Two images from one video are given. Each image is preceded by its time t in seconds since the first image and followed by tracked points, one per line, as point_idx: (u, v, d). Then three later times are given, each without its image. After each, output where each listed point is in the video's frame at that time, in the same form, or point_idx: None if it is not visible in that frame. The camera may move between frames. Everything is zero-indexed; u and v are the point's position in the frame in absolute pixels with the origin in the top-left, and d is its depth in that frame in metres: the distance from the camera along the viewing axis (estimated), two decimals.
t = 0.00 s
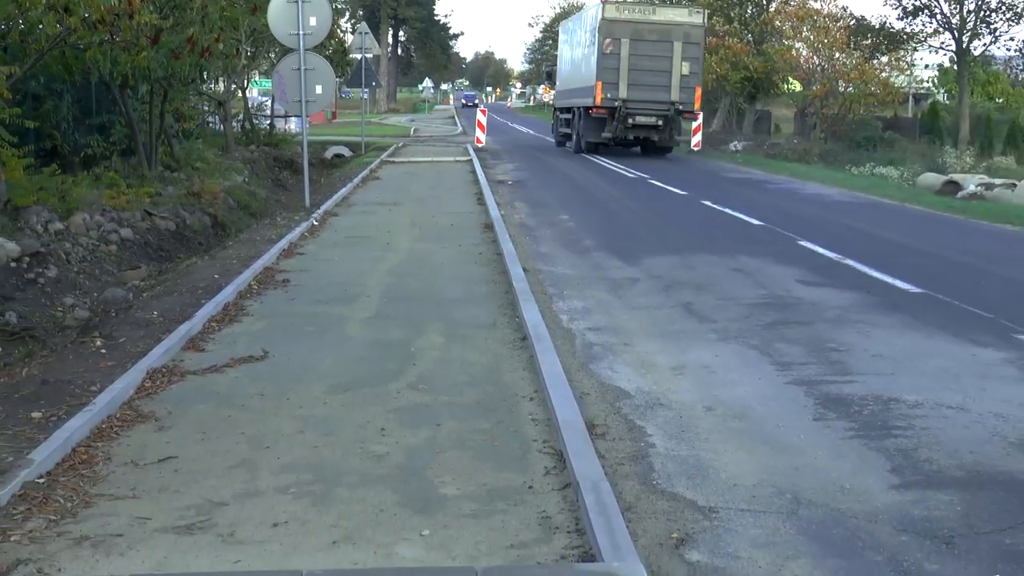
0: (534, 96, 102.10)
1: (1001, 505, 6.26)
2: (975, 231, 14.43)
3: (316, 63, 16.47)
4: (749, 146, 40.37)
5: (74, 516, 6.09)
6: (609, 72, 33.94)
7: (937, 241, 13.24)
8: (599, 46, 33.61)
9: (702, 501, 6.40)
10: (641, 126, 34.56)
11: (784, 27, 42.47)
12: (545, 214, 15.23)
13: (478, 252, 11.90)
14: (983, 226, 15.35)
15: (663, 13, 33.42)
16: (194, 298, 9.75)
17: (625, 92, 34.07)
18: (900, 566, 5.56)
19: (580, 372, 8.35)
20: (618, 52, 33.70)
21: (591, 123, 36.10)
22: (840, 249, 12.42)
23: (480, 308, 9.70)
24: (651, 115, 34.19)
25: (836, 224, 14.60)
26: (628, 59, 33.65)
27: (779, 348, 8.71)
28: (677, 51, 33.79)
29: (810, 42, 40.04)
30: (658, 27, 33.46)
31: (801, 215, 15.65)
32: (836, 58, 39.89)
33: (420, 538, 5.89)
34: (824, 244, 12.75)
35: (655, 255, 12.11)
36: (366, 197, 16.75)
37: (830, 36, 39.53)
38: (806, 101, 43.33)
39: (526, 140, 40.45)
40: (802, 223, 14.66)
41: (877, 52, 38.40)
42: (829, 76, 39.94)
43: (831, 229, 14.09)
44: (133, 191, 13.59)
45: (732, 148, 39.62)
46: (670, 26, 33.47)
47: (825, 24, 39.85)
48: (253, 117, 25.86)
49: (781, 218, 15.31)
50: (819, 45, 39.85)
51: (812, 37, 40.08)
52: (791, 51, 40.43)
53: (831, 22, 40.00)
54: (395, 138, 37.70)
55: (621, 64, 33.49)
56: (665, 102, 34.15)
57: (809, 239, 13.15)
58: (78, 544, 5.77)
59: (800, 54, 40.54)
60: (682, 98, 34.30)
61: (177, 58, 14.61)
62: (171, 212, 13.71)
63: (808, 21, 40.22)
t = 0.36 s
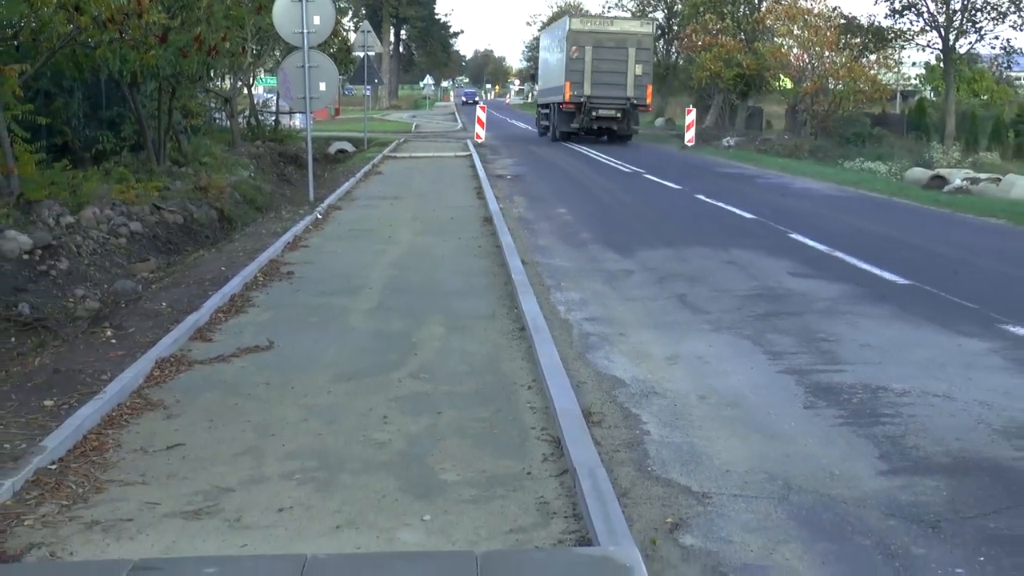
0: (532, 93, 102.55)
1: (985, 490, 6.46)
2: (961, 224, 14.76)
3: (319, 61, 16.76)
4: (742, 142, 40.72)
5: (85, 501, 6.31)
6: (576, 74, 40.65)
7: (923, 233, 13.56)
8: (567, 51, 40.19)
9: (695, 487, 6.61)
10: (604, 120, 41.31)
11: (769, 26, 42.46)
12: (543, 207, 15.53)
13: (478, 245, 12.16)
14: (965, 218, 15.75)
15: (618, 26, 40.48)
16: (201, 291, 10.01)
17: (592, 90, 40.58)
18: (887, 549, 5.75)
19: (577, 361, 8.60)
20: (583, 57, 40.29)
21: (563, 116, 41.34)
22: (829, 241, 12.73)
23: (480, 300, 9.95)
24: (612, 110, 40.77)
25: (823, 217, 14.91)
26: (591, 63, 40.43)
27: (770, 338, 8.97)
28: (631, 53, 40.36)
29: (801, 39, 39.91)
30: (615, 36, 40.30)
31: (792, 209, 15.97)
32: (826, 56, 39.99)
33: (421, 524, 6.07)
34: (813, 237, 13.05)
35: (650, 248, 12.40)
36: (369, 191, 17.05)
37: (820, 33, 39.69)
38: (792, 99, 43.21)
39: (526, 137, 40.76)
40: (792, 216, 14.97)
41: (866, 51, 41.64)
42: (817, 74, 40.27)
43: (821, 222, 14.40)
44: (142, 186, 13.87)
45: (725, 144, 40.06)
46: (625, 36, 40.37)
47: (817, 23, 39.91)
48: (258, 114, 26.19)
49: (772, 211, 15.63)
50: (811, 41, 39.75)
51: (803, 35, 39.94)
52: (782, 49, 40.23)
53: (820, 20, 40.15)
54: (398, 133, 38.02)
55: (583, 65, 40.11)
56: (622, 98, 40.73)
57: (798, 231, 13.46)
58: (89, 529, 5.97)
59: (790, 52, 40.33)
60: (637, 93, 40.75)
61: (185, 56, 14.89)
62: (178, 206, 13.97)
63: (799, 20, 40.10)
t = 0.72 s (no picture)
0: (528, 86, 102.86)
1: (967, 470, 6.66)
2: (945, 213, 15.07)
3: (321, 54, 16.97)
4: (732, 133, 41.09)
5: (94, 482, 6.52)
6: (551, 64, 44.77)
7: (907, 221, 13.87)
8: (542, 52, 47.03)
9: (687, 469, 6.83)
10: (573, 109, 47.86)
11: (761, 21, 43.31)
12: (539, 197, 15.82)
13: (476, 233, 12.43)
14: (948, 207, 16.06)
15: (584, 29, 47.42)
16: (206, 278, 10.26)
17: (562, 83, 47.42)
18: (872, 527, 5.94)
19: (573, 347, 8.85)
20: (555, 56, 47.03)
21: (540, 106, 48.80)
22: (816, 229, 13.02)
23: (478, 288, 10.19)
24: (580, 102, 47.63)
25: (810, 206, 15.18)
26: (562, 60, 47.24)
27: (760, 324, 9.24)
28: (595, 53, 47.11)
29: (790, 33, 40.52)
30: (583, 38, 47.03)
31: (781, 198, 16.26)
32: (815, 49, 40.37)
33: (420, 504, 6.27)
34: (801, 225, 13.34)
35: (642, 236, 12.68)
36: (369, 180, 17.32)
37: (808, 26, 40.31)
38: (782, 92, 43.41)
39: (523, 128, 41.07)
40: (781, 205, 15.27)
41: (853, 45, 42.14)
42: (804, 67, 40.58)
43: (808, 211, 14.69)
44: (148, 176, 14.13)
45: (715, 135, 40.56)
46: (591, 37, 47.19)
47: (805, 17, 40.45)
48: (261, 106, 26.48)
49: (761, 200, 15.93)
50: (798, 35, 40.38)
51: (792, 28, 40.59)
52: (771, 43, 40.93)
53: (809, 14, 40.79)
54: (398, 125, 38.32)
55: (555, 65, 46.92)
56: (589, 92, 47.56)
57: (786, 220, 13.75)
58: (98, 509, 6.17)
59: (779, 46, 40.97)
60: (602, 87, 47.42)
61: (190, 50, 15.12)
62: (184, 195, 14.22)
63: (788, 15, 40.79)
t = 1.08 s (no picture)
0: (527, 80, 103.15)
1: (954, 453, 6.88)
2: (933, 202, 15.33)
3: (325, 48, 17.20)
4: (726, 126, 41.42)
5: (105, 465, 6.72)
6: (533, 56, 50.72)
7: (895, 210, 14.15)
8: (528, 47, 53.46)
9: (681, 452, 7.05)
10: (556, 98, 54.05)
11: (752, 16, 43.33)
12: (538, 187, 16.09)
13: (477, 222, 12.68)
14: (936, 197, 16.32)
15: (565, 29, 54.29)
16: (214, 268, 10.51)
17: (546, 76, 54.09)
18: (861, 509, 6.16)
19: (570, 334, 9.10)
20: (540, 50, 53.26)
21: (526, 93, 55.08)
22: (807, 219, 13.28)
23: (479, 276, 10.44)
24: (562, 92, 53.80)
25: (801, 197, 15.44)
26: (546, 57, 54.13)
27: (752, 312, 9.49)
28: (574, 51, 53.85)
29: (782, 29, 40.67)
30: (563, 38, 54.21)
31: (773, 188, 16.53)
32: (806, 44, 40.61)
33: (421, 486, 6.48)
34: (793, 215, 13.60)
35: (638, 225, 12.95)
36: (372, 171, 17.59)
37: (799, 20, 40.52)
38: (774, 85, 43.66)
39: (523, 121, 41.38)
40: (772, 195, 15.53)
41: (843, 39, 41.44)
42: (796, 60, 40.83)
43: (800, 200, 14.95)
44: (158, 167, 14.40)
45: (709, 128, 40.94)
46: (572, 38, 54.34)
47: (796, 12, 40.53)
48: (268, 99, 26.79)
49: (753, 190, 16.19)
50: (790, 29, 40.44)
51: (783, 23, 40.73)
52: (763, 39, 41.34)
53: (799, 9, 40.90)
54: (401, 117, 38.63)
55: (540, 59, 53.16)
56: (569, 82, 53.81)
57: (778, 209, 14.01)
58: (109, 491, 6.37)
59: (771, 40, 41.36)
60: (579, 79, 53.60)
61: (199, 44, 15.36)
62: (191, 185, 14.48)
63: (779, 10, 40.87)
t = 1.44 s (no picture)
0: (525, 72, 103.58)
1: (941, 435, 7.09)
2: (922, 191, 15.62)
3: (330, 42, 17.45)
4: (720, 117, 41.77)
5: (117, 447, 6.93)
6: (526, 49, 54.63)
7: (885, 200, 14.42)
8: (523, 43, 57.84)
9: (676, 435, 7.27)
10: (547, 92, 59.08)
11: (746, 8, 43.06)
12: (536, 176, 16.37)
13: (477, 211, 12.93)
14: (925, 187, 16.59)
15: (554, 32, 59.67)
16: (222, 256, 10.77)
17: (536, 69, 58.81)
18: (851, 489, 6.36)
19: (569, 320, 9.35)
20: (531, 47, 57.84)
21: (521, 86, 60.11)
22: (799, 208, 13.55)
23: (479, 265, 10.68)
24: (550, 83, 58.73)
25: (795, 186, 15.69)
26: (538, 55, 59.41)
27: (746, 299, 9.75)
28: (562, 48, 58.58)
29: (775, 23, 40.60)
30: (553, 39, 59.55)
31: (766, 178, 16.80)
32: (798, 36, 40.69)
33: (424, 468, 6.69)
34: (785, 204, 13.86)
35: (635, 214, 13.22)
36: (374, 162, 17.84)
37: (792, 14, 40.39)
38: (767, 77, 43.95)
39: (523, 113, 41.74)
40: (766, 184, 15.80)
41: (835, 32, 41.83)
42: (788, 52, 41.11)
43: (791, 190, 15.23)
44: (167, 158, 14.66)
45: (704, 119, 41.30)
46: (560, 37, 58.79)
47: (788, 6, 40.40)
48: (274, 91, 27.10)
49: (747, 179, 16.46)
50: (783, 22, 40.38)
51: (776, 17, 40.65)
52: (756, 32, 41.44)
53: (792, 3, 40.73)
54: (404, 108, 39.00)
55: (532, 58, 58.86)
56: (557, 75, 58.29)
57: (771, 199, 14.27)
58: (120, 473, 6.57)
59: (765, 33, 41.44)
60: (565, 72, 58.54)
61: (207, 37, 15.59)
62: (200, 176, 14.72)
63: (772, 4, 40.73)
